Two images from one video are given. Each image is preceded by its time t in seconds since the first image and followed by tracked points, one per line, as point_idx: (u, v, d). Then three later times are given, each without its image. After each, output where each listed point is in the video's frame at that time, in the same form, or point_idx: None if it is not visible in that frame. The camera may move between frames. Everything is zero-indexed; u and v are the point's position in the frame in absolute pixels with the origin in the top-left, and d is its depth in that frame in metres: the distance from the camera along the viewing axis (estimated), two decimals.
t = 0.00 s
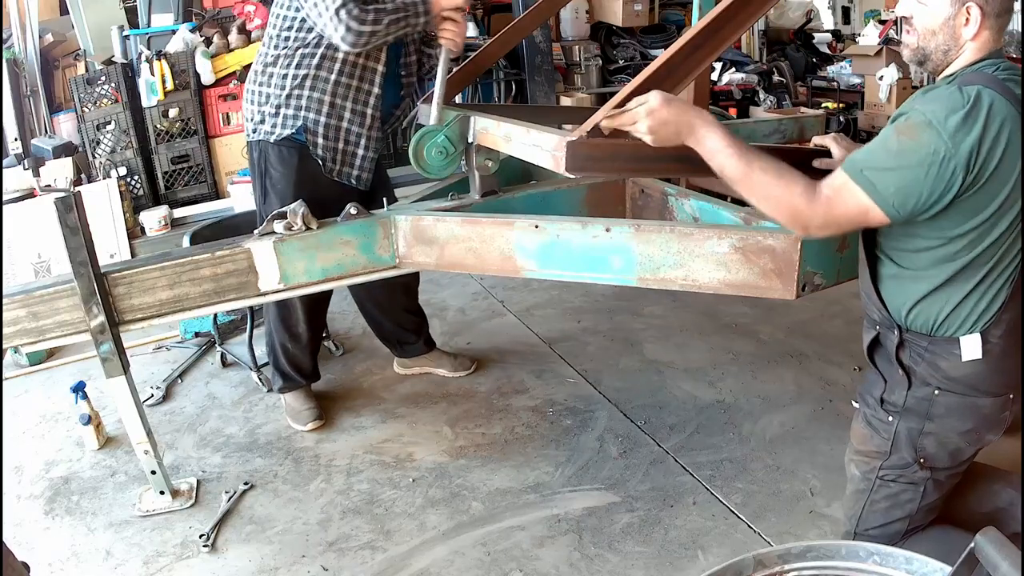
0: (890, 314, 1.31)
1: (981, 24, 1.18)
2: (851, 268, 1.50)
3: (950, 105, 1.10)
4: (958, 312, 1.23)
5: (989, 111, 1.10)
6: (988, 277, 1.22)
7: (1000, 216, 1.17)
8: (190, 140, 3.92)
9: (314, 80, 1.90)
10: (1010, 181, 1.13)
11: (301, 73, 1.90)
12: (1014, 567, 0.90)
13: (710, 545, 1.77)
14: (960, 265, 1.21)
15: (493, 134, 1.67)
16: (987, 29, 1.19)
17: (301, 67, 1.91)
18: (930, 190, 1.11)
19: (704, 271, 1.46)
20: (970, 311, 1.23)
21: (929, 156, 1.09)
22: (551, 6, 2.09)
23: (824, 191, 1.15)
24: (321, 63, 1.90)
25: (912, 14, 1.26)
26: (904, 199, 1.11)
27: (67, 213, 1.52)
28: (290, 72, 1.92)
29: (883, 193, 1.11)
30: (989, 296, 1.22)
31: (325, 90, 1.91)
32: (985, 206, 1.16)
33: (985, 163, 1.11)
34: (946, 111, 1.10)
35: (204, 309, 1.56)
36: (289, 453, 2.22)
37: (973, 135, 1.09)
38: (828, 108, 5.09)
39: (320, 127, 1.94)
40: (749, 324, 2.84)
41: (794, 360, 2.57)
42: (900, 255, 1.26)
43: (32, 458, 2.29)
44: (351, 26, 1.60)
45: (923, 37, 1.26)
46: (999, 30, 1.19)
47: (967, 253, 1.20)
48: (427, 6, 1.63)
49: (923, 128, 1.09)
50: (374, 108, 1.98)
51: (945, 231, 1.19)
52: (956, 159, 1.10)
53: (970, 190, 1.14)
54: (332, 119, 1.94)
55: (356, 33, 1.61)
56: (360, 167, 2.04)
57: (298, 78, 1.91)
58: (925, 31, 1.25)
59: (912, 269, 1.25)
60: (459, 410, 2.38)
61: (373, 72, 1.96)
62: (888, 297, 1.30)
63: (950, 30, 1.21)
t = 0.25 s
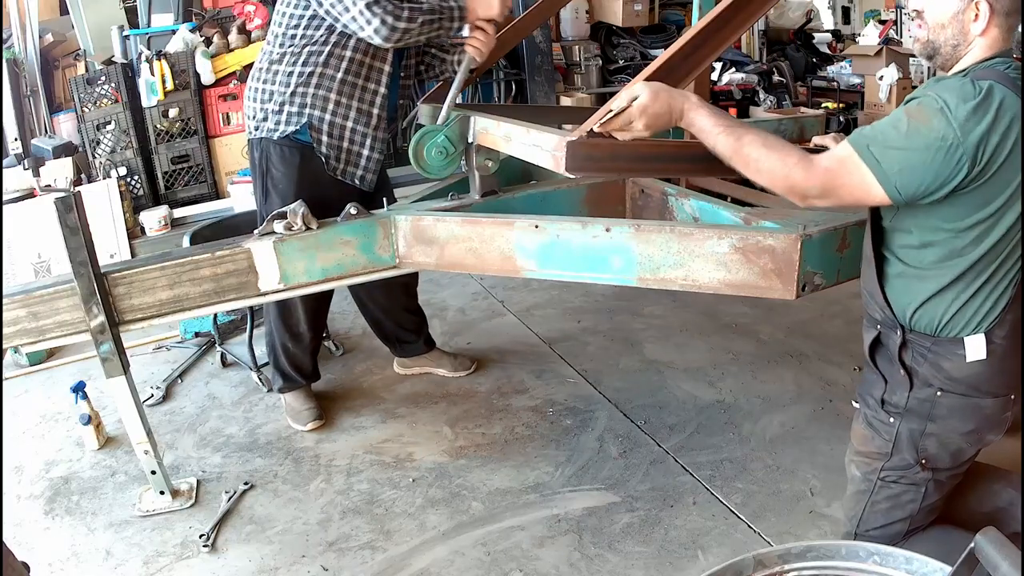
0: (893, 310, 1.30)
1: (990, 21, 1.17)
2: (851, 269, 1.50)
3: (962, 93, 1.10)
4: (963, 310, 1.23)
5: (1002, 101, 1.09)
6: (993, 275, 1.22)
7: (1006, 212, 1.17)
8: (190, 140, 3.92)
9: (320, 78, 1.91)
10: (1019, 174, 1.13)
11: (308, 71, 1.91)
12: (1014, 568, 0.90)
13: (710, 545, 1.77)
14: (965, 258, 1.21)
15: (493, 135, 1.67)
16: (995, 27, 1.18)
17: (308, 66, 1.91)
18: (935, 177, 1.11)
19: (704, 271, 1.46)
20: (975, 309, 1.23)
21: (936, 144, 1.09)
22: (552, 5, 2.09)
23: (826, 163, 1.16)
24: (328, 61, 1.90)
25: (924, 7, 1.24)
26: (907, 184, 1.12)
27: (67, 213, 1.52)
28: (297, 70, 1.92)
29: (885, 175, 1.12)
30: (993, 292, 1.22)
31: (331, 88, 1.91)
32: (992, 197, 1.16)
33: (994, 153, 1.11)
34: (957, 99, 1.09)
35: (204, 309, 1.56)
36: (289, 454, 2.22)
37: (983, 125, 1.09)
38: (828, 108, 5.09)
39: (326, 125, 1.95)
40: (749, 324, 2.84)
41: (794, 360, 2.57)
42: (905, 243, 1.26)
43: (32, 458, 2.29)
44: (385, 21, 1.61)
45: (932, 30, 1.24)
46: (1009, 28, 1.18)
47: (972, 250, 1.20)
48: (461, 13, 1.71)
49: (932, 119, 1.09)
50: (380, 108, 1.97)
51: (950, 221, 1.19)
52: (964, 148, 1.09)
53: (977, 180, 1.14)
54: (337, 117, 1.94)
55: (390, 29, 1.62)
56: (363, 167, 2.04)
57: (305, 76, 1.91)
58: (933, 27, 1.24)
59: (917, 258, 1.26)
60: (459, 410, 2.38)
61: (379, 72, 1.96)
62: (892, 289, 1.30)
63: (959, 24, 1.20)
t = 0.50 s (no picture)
0: (899, 309, 1.30)
1: (985, 17, 1.17)
2: (851, 269, 1.50)
3: (961, 92, 1.10)
4: (967, 311, 1.22)
5: (1000, 100, 1.08)
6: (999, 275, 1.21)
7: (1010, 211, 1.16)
8: (190, 140, 3.92)
9: (323, 74, 1.91)
10: (1020, 172, 1.12)
11: (311, 68, 1.91)
12: (1014, 568, 0.90)
13: (710, 545, 1.77)
14: (968, 258, 1.20)
15: (493, 135, 1.67)
16: (991, 23, 1.17)
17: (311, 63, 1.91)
18: (933, 177, 1.11)
19: (704, 271, 1.46)
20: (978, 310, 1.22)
21: (934, 144, 1.09)
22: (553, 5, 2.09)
23: (829, 162, 1.17)
24: (331, 56, 1.90)
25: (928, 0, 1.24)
26: (906, 184, 1.12)
27: (67, 213, 1.52)
28: (299, 67, 1.92)
29: (885, 174, 1.12)
30: (999, 292, 1.22)
31: (335, 84, 1.91)
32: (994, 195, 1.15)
33: (994, 153, 1.11)
34: (955, 98, 1.09)
35: (204, 309, 1.56)
36: (289, 454, 2.22)
37: (981, 124, 1.08)
38: (828, 108, 5.09)
39: (329, 121, 1.94)
40: (749, 324, 2.84)
41: (794, 360, 2.57)
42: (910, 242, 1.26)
43: (32, 458, 2.29)
44: (405, 14, 1.64)
45: (935, 22, 1.24)
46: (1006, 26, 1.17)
47: (976, 249, 1.19)
48: (483, 23, 1.75)
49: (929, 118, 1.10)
50: (382, 105, 1.98)
51: (952, 220, 1.19)
52: (963, 148, 1.09)
53: (977, 180, 1.13)
54: (339, 114, 1.94)
55: (410, 21, 1.65)
56: (365, 163, 2.03)
57: (308, 73, 1.91)
58: (937, 20, 1.24)
59: (921, 258, 1.26)
60: (459, 411, 2.38)
61: (382, 69, 1.96)
62: (897, 289, 1.30)
63: (956, 18, 1.20)
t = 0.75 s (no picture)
0: (902, 304, 1.31)
1: (987, 18, 1.17)
2: (851, 269, 1.50)
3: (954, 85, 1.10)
4: (967, 309, 1.23)
5: (994, 94, 1.08)
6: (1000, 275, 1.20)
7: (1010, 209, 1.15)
8: (190, 140, 3.92)
9: (320, 74, 1.91)
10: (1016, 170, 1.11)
11: (308, 68, 1.91)
12: (1014, 568, 0.90)
13: (710, 545, 1.77)
14: (969, 253, 1.20)
15: (493, 135, 1.67)
16: (993, 25, 1.17)
17: (309, 63, 1.91)
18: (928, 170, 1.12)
19: (704, 271, 1.46)
20: (979, 308, 1.22)
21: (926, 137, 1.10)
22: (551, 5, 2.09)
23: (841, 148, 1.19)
24: (327, 56, 1.90)
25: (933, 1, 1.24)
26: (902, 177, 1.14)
27: (67, 213, 1.52)
28: (296, 68, 1.92)
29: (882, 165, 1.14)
30: (1002, 290, 1.21)
31: (332, 84, 1.92)
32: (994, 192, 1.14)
33: (991, 147, 1.10)
34: (947, 94, 1.09)
35: (204, 309, 1.56)
36: (289, 454, 2.22)
37: (976, 118, 1.08)
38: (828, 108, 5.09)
39: (327, 122, 1.95)
40: (749, 324, 2.84)
41: (794, 360, 2.57)
42: (912, 238, 1.27)
43: (32, 458, 2.29)
44: (386, 21, 1.65)
45: (939, 22, 1.25)
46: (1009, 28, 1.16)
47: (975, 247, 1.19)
48: (469, 32, 1.72)
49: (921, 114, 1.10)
50: (379, 104, 1.98)
51: (952, 216, 1.18)
52: (956, 141, 1.10)
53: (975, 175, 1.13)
54: (337, 114, 1.94)
55: (390, 28, 1.66)
56: (363, 161, 2.04)
57: (305, 73, 1.91)
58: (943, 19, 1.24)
59: (924, 254, 1.26)
60: (459, 410, 2.38)
61: (379, 69, 1.97)
62: (902, 286, 1.31)
63: (959, 20, 1.20)
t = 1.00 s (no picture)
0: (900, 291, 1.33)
1: (992, 22, 1.17)
2: (851, 269, 1.50)
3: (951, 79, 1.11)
4: (959, 305, 1.22)
5: (986, 89, 1.08)
6: (995, 274, 1.19)
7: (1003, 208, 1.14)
8: (190, 140, 3.92)
9: (317, 72, 1.90)
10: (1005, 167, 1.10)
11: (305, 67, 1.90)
12: (1014, 567, 0.90)
13: (710, 545, 1.77)
14: (958, 247, 1.20)
15: (493, 134, 1.67)
16: (998, 28, 1.17)
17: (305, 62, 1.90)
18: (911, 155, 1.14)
19: (705, 271, 1.46)
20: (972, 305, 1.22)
21: (911, 124, 1.13)
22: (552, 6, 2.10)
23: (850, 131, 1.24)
24: (324, 54, 1.90)
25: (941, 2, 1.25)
26: (889, 160, 1.17)
27: (67, 213, 1.52)
28: (292, 66, 1.92)
29: (873, 146, 1.18)
30: (996, 288, 1.20)
31: (330, 82, 1.91)
32: (984, 189, 1.13)
33: (980, 141, 1.10)
34: (939, 86, 1.11)
35: (204, 309, 1.56)
36: (289, 454, 2.22)
37: (963, 111, 1.09)
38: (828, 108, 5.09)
39: (324, 120, 1.94)
40: (749, 324, 2.84)
41: (794, 360, 2.57)
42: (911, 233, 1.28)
43: (32, 458, 2.29)
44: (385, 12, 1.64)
45: (946, 24, 1.25)
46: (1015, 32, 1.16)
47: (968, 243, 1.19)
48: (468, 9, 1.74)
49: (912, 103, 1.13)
50: (376, 102, 1.97)
51: (941, 209, 1.19)
52: (940, 131, 1.11)
53: (963, 169, 1.13)
54: (334, 112, 1.94)
55: (390, 20, 1.64)
56: (360, 160, 2.04)
57: (302, 72, 1.91)
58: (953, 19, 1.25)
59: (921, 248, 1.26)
60: (459, 410, 2.38)
61: (376, 67, 1.96)
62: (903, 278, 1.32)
63: (965, 22, 1.20)
